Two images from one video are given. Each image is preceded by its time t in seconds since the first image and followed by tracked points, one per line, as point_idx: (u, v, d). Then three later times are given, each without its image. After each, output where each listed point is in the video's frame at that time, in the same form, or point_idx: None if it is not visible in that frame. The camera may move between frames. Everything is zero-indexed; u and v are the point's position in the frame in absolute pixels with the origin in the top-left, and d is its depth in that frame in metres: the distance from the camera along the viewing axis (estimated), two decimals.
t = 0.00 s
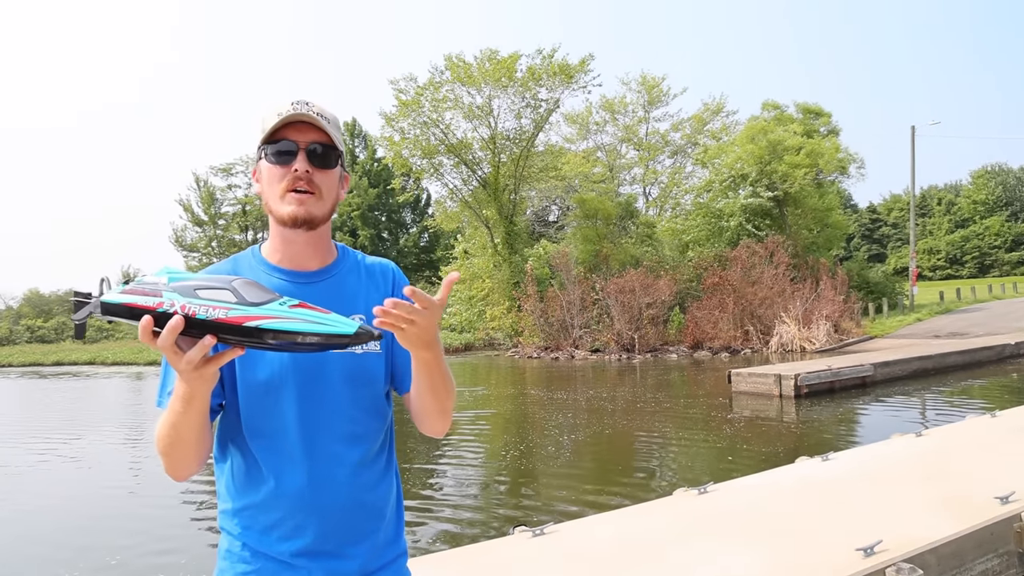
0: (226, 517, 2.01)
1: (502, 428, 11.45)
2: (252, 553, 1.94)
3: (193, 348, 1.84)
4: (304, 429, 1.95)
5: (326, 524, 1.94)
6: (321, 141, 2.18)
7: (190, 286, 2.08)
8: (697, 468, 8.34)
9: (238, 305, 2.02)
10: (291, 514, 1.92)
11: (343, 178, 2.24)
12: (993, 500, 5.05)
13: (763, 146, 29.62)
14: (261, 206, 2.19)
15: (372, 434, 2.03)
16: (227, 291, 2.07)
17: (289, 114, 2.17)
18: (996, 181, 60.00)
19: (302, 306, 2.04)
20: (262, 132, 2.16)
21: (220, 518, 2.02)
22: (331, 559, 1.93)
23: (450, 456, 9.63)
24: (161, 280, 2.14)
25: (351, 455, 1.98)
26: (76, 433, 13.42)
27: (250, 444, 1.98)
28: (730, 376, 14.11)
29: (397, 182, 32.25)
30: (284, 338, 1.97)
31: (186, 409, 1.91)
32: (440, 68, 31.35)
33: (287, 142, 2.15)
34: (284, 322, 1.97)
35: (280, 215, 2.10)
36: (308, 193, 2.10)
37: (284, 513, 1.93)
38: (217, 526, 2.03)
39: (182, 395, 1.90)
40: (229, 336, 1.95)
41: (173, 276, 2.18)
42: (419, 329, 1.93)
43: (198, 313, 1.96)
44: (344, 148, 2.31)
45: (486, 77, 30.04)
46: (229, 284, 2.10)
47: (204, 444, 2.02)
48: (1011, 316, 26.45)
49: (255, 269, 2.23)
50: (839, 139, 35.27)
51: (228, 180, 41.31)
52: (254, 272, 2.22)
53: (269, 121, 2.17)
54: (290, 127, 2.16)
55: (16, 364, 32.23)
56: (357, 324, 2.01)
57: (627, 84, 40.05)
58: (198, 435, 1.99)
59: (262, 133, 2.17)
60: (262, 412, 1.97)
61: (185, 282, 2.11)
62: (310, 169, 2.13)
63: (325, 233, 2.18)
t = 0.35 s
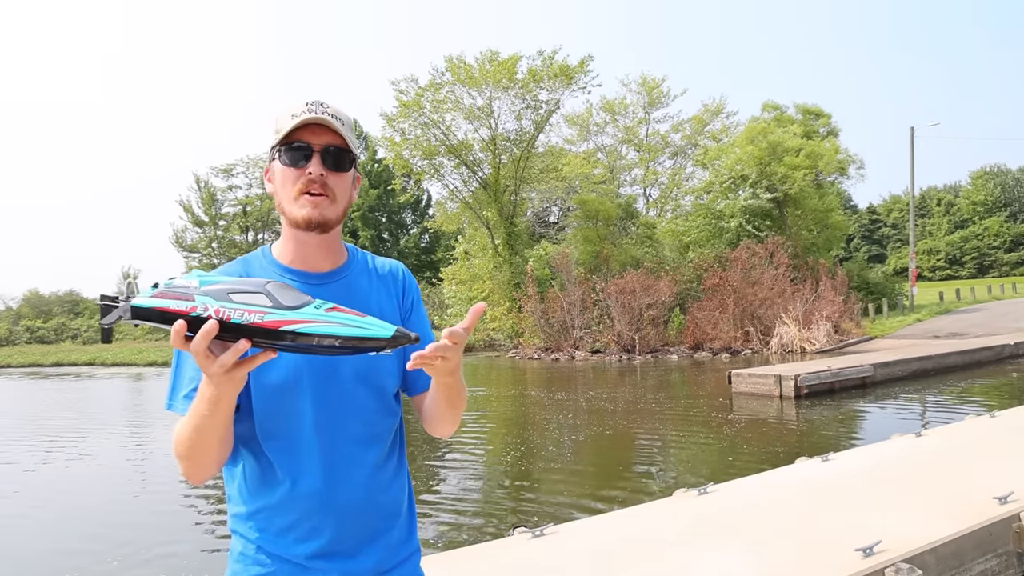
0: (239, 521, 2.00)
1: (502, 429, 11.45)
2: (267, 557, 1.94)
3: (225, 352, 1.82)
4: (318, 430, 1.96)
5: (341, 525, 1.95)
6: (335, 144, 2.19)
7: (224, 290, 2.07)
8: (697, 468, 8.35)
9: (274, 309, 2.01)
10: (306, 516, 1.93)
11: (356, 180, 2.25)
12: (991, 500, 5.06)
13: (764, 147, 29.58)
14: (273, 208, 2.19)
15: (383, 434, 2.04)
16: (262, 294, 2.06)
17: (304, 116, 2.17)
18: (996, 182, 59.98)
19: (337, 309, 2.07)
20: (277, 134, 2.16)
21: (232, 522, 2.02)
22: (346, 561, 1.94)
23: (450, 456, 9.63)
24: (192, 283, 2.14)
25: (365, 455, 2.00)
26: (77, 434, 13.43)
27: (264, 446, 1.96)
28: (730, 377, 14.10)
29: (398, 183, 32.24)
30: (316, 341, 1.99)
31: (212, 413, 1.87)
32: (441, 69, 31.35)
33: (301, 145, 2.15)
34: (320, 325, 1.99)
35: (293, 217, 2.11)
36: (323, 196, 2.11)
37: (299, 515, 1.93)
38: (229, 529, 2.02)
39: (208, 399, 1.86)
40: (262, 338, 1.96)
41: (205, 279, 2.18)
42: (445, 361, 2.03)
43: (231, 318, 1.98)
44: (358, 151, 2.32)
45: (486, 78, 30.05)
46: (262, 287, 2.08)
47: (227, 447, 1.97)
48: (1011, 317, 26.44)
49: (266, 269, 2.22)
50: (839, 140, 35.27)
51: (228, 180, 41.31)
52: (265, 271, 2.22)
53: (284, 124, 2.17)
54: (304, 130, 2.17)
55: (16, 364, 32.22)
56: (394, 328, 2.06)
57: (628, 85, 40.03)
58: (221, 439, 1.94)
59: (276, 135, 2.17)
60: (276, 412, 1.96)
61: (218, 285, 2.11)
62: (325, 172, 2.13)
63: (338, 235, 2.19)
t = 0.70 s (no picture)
0: (250, 522, 2.02)
1: (500, 430, 11.43)
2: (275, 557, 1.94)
3: (236, 354, 1.85)
4: (323, 428, 1.96)
5: (348, 526, 1.93)
6: (339, 144, 2.18)
7: (236, 293, 1.98)
8: (696, 469, 8.32)
9: (285, 315, 1.94)
10: (311, 517, 1.92)
11: (362, 179, 2.25)
12: (990, 501, 5.05)
13: (762, 147, 29.56)
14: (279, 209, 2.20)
15: (391, 435, 2.01)
16: (274, 299, 1.98)
17: (307, 117, 2.17)
18: (994, 183, 60.03)
19: (350, 319, 1.99)
20: (281, 135, 2.17)
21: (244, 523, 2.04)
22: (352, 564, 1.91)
23: (448, 458, 9.60)
24: (206, 282, 2.04)
25: (372, 455, 1.98)
26: (75, 435, 13.43)
27: (271, 445, 2.00)
28: (728, 377, 14.06)
29: (396, 184, 32.24)
30: (327, 349, 1.93)
31: (223, 414, 1.92)
32: (440, 70, 31.35)
33: (305, 145, 2.16)
34: (331, 335, 1.92)
35: (298, 217, 2.11)
36: (327, 195, 2.11)
37: (304, 515, 1.93)
38: (242, 531, 2.04)
39: (221, 400, 1.91)
40: (273, 345, 1.90)
41: (219, 279, 2.08)
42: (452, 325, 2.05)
43: (243, 321, 1.90)
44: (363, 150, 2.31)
45: (485, 79, 30.07)
46: (275, 293, 2.00)
47: (238, 446, 2.02)
48: (1008, 317, 26.44)
49: (274, 271, 2.21)
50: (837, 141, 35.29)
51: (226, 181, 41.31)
52: (273, 273, 2.20)
53: (288, 124, 2.17)
54: (308, 131, 2.17)
55: (14, 366, 32.20)
56: (405, 340, 1.94)
57: (625, 86, 40.04)
58: (233, 438, 1.99)
59: (281, 136, 2.18)
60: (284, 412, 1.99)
61: (231, 286, 2.02)
62: (328, 171, 2.13)
63: (343, 233, 2.17)
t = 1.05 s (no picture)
0: (267, 518, 2.04)
1: (499, 430, 11.42)
2: (285, 551, 1.95)
3: (235, 340, 1.85)
4: (329, 424, 1.95)
5: (353, 522, 1.89)
6: (335, 138, 2.16)
7: (236, 278, 2.01)
8: (695, 469, 8.32)
9: (280, 298, 1.95)
10: (322, 512, 1.90)
11: (364, 174, 2.21)
12: (989, 501, 5.04)
13: (761, 148, 29.55)
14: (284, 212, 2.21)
15: (402, 429, 1.96)
16: (272, 283, 2.00)
17: (301, 116, 2.16)
18: (993, 183, 59.99)
19: (348, 304, 1.97)
20: (278, 138, 2.18)
21: (262, 520, 2.06)
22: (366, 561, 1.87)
23: (447, 458, 9.60)
24: (209, 269, 2.09)
25: (376, 450, 1.92)
26: (75, 434, 13.43)
27: (279, 439, 2.01)
28: (727, 378, 14.05)
29: (396, 184, 32.22)
30: (324, 333, 1.90)
31: (230, 405, 1.97)
32: (440, 70, 31.33)
33: (300, 145, 2.15)
34: (325, 317, 1.90)
35: (299, 216, 2.10)
36: (324, 191, 2.09)
37: (309, 510, 1.92)
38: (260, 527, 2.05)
39: (227, 391, 1.95)
40: (270, 328, 1.90)
41: (222, 265, 2.13)
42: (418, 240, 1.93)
43: (240, 305, 1.91)
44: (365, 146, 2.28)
45: (485, 79, 30.08)
46: (274, 277, 2.02)
47: (249, 439, 2.07)
48: (1008, 318, 26.44)
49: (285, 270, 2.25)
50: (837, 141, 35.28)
51: (225, 181, 41.34)
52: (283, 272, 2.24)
53: (283, 126, 2.18)
54: (303, 130, 2.17)
55: (13, 365, 32.19)
56: (400, 324, 1.89)
57: (625, 86, 40.03)
58: (242, 430, 2.04)
59: (278, 139, 2.19)
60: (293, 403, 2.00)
61: (233, 272, 2.05)
62: (324, 166, 2.11)
63: (349, 229, 2.17)
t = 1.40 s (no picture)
0: (279, 524, 2.04)
1: (501, 430, 11.44)
2: (300, 555, 1.95)
3: (246, 344, 1.89)
4: (343, 430, 1.94)
5: (368, 527, 1.88)
6: (331, 134, 2.16)
7: (245, 281, 2.03)
8: (696, 469, 8.33)
9: (292, 300, 1.97)
10: (336, 517, 1.90)
11: (365, 167, 2.21)
12: (991, 502, 5.04)
13: (763, 148, 29.54)
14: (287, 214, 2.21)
15: (413, 433, 1.93)
16: (282, 284, 2.02)
17: (295, 115, 2.17)
18: (996, 183, 59.86)
19: (361, 301, 1.97)
20: (274, 142, 2.19)
21: (276, 524, 2.06)
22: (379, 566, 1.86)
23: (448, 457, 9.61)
24: (216, 273, 2.10)
25: (390, 455, 1.91)
26: (77, 434, 13.44)
27: (291, 444, 2.03)
28: (729, 378, 14.02)
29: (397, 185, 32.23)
30: (335, 333, 1.91)
31: (242, 408, 1.99)
32: (441, 69, 31.31)
33: (298, 144, 2.15)
34: (336, 318, 1.91)
35: (305, 216, 2.10)
36: (329, 187, 2.09)
37: (324, 516, 1.91)
38: (273, 531, 2.06)
39: (239, 394, 1.97)
40: (282, 329, 1.92)
41: (229, 268, 2.13)
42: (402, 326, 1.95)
43: (250, 308, 1.93)
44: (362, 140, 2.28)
45: (486, 79, 30.08)
46: (283, 278, 2.05)
47: (261, 443, 2.08)
48: (1010, 318, 26.40)
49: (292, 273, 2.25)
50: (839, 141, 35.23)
51: (227, 180, 41.39)
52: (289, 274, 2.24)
53: (277, 129, 2.18)
54: (298, 129, 2.17)
55: (15, 364, 32.23)
56: (414, 322, 1.88)
57: (627, 86, 40.01)
58: (254, 434, 2.05)
59: (274, 142, 2.19)
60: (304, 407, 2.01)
61: (240, 275, 2.07)
62: (325, 163, 2.12)
63: (355, 226, 2.16)
